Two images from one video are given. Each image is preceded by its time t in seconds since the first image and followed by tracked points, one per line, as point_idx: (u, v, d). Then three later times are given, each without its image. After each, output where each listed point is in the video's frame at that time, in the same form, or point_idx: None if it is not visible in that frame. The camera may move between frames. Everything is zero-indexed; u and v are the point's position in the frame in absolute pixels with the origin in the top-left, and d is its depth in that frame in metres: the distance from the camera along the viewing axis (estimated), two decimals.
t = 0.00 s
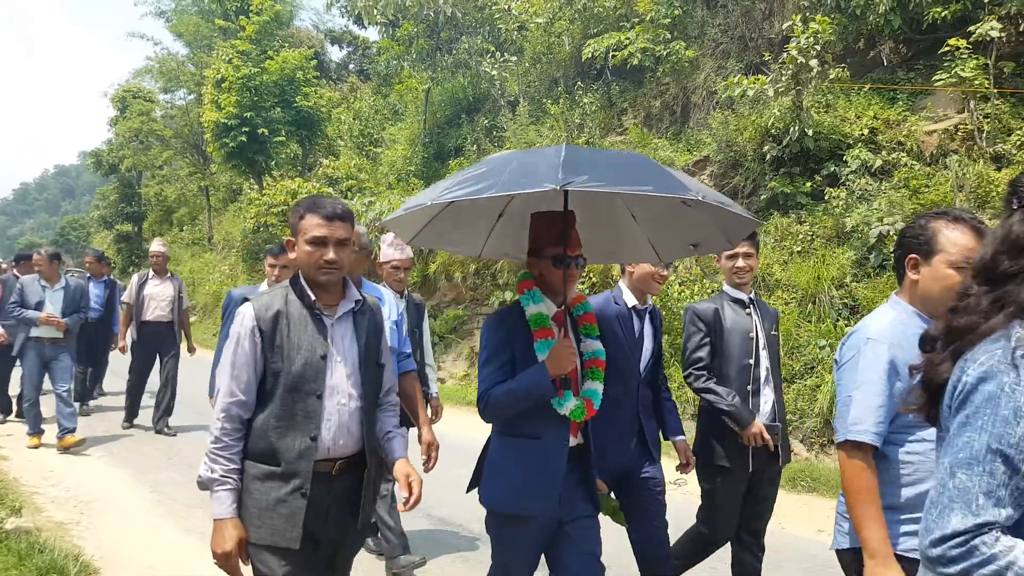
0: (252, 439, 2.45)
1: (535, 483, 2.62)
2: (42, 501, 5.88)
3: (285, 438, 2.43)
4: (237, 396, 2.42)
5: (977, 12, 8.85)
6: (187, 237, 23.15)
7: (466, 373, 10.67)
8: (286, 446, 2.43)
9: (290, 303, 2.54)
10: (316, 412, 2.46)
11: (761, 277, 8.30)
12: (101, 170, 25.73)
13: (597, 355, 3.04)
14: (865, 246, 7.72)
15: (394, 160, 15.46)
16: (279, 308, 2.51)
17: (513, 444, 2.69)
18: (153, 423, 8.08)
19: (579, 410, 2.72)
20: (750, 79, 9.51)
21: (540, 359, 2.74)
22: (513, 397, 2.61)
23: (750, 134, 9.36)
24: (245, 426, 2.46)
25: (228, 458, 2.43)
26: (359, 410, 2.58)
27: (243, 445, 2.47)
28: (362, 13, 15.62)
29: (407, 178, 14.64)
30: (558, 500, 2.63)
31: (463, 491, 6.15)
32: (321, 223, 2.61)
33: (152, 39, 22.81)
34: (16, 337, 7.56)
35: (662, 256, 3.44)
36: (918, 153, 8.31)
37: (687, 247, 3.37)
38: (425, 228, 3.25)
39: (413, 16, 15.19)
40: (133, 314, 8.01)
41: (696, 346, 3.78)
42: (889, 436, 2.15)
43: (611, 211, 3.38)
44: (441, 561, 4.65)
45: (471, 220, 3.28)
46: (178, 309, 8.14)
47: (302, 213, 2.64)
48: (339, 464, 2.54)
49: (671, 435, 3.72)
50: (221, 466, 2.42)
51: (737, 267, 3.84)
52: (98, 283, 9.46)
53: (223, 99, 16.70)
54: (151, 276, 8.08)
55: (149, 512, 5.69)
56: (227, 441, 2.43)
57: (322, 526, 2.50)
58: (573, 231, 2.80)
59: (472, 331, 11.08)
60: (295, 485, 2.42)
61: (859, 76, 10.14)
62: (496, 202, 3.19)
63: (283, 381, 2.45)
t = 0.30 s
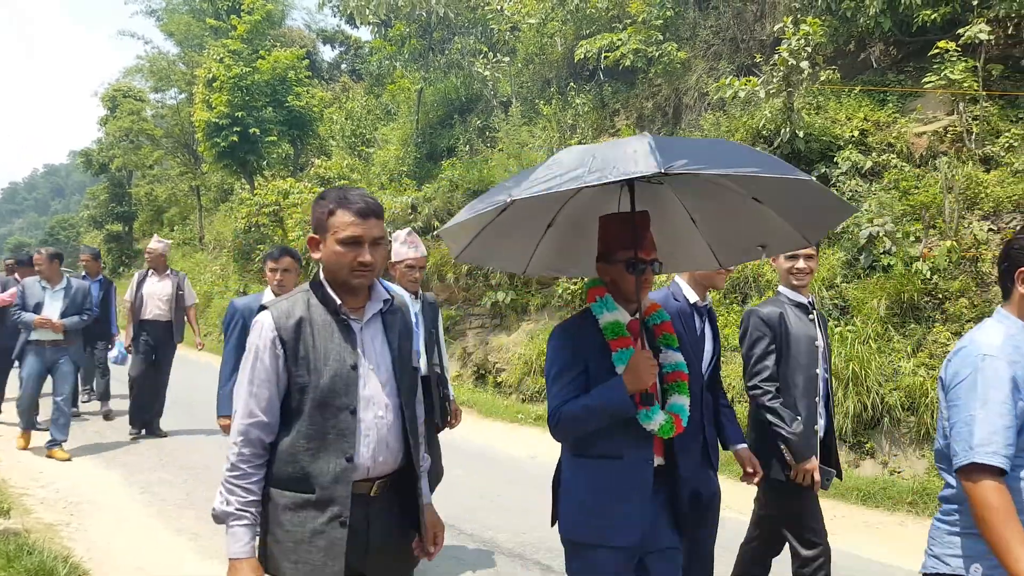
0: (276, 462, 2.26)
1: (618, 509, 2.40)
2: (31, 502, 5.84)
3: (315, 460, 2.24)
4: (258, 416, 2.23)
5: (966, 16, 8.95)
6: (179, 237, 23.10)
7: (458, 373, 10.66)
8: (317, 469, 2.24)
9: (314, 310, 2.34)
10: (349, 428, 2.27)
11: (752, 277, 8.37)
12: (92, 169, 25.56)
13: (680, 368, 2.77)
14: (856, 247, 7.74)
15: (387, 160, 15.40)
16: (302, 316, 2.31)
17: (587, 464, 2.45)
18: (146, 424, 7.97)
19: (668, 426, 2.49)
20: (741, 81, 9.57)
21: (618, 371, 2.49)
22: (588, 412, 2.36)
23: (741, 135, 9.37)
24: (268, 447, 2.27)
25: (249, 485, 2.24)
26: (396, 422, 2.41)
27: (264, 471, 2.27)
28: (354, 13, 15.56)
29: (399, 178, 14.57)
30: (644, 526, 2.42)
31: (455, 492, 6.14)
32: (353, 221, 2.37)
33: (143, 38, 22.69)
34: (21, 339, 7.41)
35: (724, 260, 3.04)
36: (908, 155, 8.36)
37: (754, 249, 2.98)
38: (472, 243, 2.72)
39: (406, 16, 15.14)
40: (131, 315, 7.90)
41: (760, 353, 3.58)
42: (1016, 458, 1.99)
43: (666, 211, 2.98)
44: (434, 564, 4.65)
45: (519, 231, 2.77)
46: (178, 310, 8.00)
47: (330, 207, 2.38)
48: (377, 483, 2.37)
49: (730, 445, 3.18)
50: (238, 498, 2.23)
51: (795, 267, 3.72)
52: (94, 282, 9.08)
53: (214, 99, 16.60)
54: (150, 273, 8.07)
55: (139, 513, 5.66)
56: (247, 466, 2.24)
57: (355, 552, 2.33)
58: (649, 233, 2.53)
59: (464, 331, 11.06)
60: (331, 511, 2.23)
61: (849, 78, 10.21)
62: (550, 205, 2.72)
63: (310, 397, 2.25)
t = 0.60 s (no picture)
0: (320, 477, 2.07)
1: (683, 525, 2.32)
2: (14, 506, 5.76)
3: (359, 477, 2.08)
4: (303, 425, 2.05)
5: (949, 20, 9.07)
6: (166, 237, 22.94)
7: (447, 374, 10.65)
8: (363, 485, 2.08)
9: (352, 308, 2.18)
10: (392, 439, 2.12)
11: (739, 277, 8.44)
12: (77, 169, 25.27)
13: (744, 372, 2.71)
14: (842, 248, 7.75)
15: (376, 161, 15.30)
16: (341, 314, 2.15)
17: (646, 475, 2.37)
18: (136, 429, 7.72)
19: (735, 436, 2.41)
20: (727, 83, 9.64)
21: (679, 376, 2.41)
22: (650, 423, 2.27)
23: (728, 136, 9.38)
24: (313, 461, 2.08)
25: (306, 501, 2.03)
26: (430, 434, 2.30)
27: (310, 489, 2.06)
28: (342, 13, 15.48)
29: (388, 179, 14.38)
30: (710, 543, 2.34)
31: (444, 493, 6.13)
32: (393, 206, 2.23)
33: (129, 38, 22.50)
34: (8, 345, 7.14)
35: (796, 256, 2.99)
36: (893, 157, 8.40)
37: (835, 245, 2.87)
38: (530, 220, 2.73)
39: (394, 17, 14.92)
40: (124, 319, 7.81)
41: (832, 369, 3.22)
42: None
43: (739, 199, 2.95)
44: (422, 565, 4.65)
45: (575, 213, 2.78)
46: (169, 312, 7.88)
47: (368, 192, 2.24)
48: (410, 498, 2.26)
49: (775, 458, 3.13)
50: (298, 518, 2.00)
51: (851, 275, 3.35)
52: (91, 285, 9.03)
53: (200, 98, 16.45)
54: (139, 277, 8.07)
55: (124, 516, 5.62)
56: (302, 481, 2.03)
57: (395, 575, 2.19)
58: (716, 224, 2.45)
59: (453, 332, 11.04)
60: (376, 532, 2.07)
61: (835, 80, 10.32)
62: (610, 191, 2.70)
63: (351, 404, 2.09)
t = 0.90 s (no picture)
0: (396, 503, 2.02)
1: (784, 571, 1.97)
2: (9, 505, 5.67)
3: (442, 504, 2.00)
4: (378, 448, 1.99)
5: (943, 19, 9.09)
6: (159, 238, 22.81)
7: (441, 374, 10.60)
8: (448, 512, 2.00)
9: (426, 323, 2.12)
10: (474, 462, 2.04)
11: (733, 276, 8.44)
12: (70, 169, 25.11)
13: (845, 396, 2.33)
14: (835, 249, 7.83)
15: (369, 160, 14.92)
16: (415, 330, 2.09)
17: (738, 518, 2.01)
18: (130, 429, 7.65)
19: (843, 468, 2.05)
20: (721, 83, 9.67)
21: (776, 403, 2.08)
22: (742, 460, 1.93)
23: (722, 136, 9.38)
24: (387, 487, 2.03)
25: (376, 535, 1.97)
26: (516, 461, 2.19)
27: (388, 513, 2.02)
28: (336, 13, 15.41)
29: (381, 179, 14.16)
30: None
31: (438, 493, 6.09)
32: (471, 219, 2.15)
33: (122, 38, 22.36)
34: None
35: (892, 260, 2.76)
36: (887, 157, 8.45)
37: (939, 247, 2.65)
38: (591, 240, 2.46)
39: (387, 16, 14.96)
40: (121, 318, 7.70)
41: (909, 370, 3.10)
42: None
43: (830, 200, 2.72)
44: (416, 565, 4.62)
45: (644, 227, 2.50)
46: (163, 306, 7.61)
47: (447, 205, 2.18)
48: (498, 533, 2.14)
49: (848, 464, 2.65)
50: (368, 549, 1.95)
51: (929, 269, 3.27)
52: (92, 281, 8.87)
53: (194, 98, 16.36)
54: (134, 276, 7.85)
55: (118, 515, 5.56)
56: (374, 511, 1.98)
57: None
58: (811, 230, 2.15)
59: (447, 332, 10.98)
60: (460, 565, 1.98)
61: (827, 80, 10.37)
62: (681, 198, 2.45)
63: (429, 424, 2.03)
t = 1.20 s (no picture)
0: (468, 515, 1.78)
1: None
2: None
3: (525, 520, 1.75)
4: (448, 454, 1.77)
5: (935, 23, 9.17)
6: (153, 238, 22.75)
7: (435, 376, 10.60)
8: (532, 533, 1.75)
9: (515, 318, 1.85)
10: (563, 480, 1.78)
11: (727, 279, 8.46)
12: (65, 169, 25.07)
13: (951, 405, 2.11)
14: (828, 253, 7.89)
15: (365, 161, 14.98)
16: (504, 327, 1.82)
17: (840, 534, 1.84)
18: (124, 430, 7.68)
19: (955, 488, 1.87)
20: (716, 86, 9.72)
21: (884, 410, 1.89)
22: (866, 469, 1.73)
23: (716, 140, 9.40)
24: (455, 497, 1.81)
25: (433, 546, 1.76)
26: (606, 476, 1.94)
27: (454, 522, 1.80)
28: (331, 14, 15.39)
29: (376, 180, 14.15)
30: None
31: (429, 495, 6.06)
32: (570, 208, 1.87)
33: (117, 38, 22.29)
34: None
35: (997, 246, 2.54)
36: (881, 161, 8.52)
37: None
38: (670, 218, 2.40)
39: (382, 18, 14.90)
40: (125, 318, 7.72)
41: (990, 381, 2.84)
42: None
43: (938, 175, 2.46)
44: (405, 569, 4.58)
45: (722, 209, 2.40)
46: (162, 311, 7.45)
47: (541, 190, 1.90)
48: (586, 552, 1.90)
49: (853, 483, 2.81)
50: (421, 562, 1.75)
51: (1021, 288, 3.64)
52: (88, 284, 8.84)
53: (189, 98, 16.33)
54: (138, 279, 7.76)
55: (109, 517, 5.53)
56: (434, 521, 1.76)
57: None
58: (929, 216, 1.96)
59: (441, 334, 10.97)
60: None
61: (823, 84, 10.41)
62: (763, 187, 2.32)
63: (516, 432, 1.76)
